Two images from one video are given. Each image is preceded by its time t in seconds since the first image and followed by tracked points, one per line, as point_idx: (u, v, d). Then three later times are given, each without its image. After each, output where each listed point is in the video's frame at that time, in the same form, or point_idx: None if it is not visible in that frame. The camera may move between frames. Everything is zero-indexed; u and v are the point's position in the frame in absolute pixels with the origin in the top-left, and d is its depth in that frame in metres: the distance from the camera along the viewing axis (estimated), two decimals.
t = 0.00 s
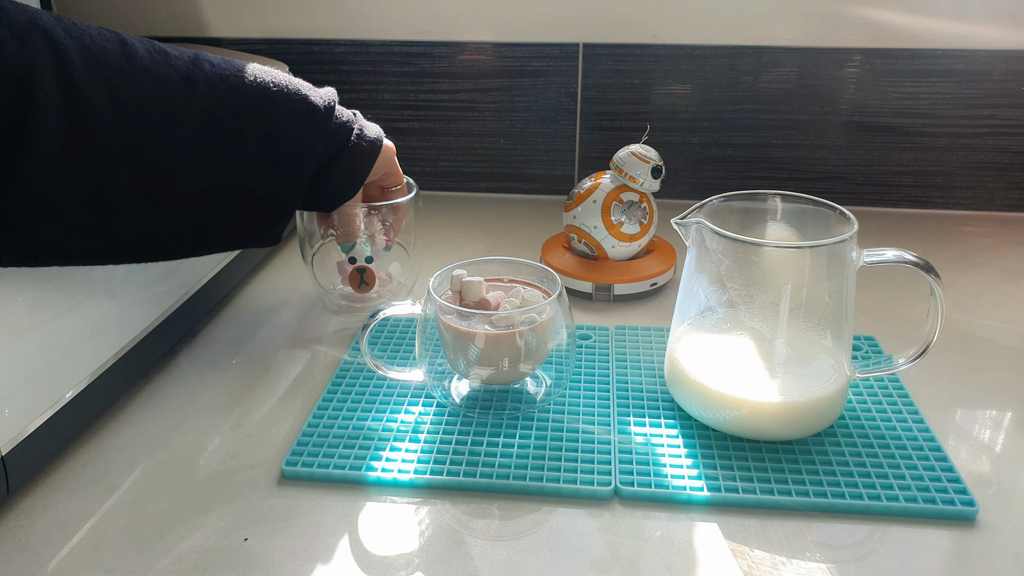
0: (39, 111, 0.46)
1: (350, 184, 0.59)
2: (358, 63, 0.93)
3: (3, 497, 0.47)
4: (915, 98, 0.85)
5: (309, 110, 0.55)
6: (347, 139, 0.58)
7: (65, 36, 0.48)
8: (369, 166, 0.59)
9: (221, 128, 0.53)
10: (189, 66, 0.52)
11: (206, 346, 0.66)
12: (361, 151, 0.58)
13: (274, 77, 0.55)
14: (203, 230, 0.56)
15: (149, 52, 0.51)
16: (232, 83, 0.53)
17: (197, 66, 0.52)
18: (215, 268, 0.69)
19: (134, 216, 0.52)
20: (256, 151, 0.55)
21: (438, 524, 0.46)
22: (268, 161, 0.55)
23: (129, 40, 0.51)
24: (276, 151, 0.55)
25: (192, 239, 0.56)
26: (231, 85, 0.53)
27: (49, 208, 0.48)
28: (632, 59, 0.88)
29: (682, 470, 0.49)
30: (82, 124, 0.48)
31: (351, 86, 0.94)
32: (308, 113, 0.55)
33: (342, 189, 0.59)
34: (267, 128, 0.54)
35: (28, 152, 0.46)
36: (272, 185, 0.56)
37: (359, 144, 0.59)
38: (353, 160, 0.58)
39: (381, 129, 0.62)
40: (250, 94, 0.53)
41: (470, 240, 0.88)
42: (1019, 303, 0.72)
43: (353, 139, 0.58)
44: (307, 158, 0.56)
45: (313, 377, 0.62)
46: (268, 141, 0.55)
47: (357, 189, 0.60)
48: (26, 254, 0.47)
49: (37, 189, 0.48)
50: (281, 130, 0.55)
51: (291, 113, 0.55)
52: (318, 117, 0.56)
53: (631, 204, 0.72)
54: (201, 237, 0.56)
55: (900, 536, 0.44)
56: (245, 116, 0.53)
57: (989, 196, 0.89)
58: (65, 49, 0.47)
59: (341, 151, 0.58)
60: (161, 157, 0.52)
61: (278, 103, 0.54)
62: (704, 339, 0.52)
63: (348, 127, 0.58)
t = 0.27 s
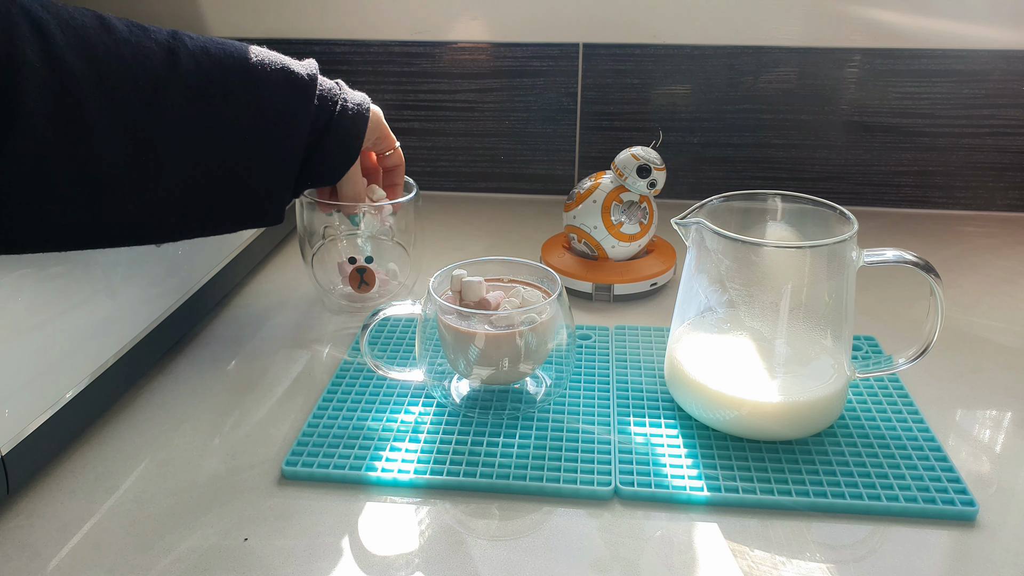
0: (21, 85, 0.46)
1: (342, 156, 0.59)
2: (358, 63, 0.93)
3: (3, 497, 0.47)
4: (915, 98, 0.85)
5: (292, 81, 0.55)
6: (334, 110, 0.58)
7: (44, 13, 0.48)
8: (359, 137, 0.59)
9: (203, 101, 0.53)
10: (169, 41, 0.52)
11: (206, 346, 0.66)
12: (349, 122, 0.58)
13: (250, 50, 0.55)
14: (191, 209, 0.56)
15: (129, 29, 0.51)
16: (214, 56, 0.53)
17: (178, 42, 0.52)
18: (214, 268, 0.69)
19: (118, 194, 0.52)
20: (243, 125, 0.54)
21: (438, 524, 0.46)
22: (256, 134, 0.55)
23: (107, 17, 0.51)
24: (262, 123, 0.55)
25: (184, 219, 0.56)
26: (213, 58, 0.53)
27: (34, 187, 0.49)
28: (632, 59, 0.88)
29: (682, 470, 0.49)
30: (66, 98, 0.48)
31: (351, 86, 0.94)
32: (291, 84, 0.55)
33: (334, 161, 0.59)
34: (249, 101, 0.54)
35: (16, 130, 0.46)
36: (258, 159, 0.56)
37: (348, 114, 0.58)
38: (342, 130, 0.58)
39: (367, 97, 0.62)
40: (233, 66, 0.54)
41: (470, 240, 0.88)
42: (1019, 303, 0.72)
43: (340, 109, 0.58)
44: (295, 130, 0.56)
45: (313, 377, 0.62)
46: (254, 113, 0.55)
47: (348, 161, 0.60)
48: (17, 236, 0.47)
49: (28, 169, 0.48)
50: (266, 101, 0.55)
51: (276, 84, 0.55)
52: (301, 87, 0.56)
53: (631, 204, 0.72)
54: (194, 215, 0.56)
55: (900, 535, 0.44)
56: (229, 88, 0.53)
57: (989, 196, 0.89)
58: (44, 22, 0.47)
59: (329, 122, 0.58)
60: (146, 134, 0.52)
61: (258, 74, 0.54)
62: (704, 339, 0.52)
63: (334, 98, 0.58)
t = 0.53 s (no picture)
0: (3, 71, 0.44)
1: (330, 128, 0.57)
2: (358, 64, 0.93)
3: (3, 497, 0.47)
4: (915, 98, 0.85)
5: (269, 53, 0.54)
6: (316, 80, 0.56)
7: None
8: (348, 106, 0.57)
9: (182, 82, 0.52)
10: (143, 23, 0.51)
11: (206, 346, 0.66)
12: (335, 93, 0.56)
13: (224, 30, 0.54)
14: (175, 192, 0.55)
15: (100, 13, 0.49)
16: (190, 37, 0.52)
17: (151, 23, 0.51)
18: (214, 269, 0.69)
19: (103, 182, 0.50)
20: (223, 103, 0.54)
21: (439, 524, 0.46)
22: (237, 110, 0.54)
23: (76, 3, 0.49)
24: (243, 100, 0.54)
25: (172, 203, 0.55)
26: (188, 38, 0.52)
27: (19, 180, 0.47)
28: (632, 59, 0.88)
29: (682, 470, 0.49)
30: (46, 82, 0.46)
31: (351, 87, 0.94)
32: (270, 58, 0.54)
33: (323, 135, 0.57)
34: (231, 80, 0.53)
35: None
36: (242, 136, 0.55)
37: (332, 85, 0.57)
38: (328, 101, 0.56)
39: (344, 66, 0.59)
40: (210, 46, 0.53)
41: (471, 240, 0.88)
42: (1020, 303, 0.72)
43: (322, 79, 0.56)
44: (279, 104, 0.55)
45: (313, 377, 0.62)
46: (233, 90, 0.53)
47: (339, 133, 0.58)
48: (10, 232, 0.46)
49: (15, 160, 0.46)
50: (245, 78, 0.54)
51: (254, 59, 0.54)
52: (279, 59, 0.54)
53: (631, 204, 0.72)
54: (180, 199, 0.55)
55: (900, 535, 0.44)
56: (206, 67, 0.52)
57: (989, 196, 0.89)
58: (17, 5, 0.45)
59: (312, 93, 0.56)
60: (129, 118, 0.50)
61: (237, 53, 0.53)
62: (704, 339, 0.52)
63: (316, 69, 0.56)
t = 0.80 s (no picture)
0: None
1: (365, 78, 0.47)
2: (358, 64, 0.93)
3: (3, 497, 0.47)
4: (915, 98, 0.85)
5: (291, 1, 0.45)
6: (349, 21, 0.45)
7: None
8: (387, 49, 0.46)
9: (189, 40, 0.43)
10: None
11: (206, 347, 0.66)
12: (371, 35, 0.46)
13: None
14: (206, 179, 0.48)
15: None
16: None
17: None
18: (214, 269, 0.69)
19: (120, 174, 0.44)
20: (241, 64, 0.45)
21: (439, 524, 0.46)
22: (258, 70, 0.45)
23: None
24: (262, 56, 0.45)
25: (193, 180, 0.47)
26: None
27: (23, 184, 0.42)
28: (632, 59, 0.88)
29: (682, 470, 0.49)
30: (27, 67, 0.39)
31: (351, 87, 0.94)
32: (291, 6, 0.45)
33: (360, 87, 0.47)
34: (250, 40, 0.44)
35: None
36: (271, 98, 0.46)
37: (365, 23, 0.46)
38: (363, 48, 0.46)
39: None
40: None
41: (470, 240, 0.88)
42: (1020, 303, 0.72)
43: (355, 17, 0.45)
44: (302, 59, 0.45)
45: (313, 377, 0.62)
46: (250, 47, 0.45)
47: (378, 90, 0.47)
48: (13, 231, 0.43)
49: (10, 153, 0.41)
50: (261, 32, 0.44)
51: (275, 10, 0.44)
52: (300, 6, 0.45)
53: (631, 204, 0.72)
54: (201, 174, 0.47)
55: (900, 535, 0.44)
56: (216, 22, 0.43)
57: (989, 196, 0.89)
58: None
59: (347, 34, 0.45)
60: (131, 96, 0.42)
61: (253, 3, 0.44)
62: (704, 339, 0.52)
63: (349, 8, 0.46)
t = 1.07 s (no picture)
0: None
1: (428, 151, 0.41)
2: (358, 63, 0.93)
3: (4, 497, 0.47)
4: (915, 98, 0.85)
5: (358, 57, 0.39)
6: (422, 87, 0.40)
7: None
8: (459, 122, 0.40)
9: (239, 97, 0.38)
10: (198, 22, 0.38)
11: (206, 347, 0.66)
12: (443, 103, 0.40)
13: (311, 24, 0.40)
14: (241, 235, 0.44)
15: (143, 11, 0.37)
16: (259, 36, 0.38)
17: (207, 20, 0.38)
18: (213, 270, 0.69)
19: (147, 228, 0.40)
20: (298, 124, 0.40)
21: (439, 524, 0.46)
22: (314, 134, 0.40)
23: None
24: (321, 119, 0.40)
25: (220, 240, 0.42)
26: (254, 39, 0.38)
27: (42, 234, 0.38)
28: (632, 59, 0.88)
29: (682, 470, 0.49)
30: (49, 108, 0.35)
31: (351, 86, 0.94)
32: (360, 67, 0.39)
33: (422, 164, 0.41)
34: (312, 95, 0.40)
35: None
36: (327, 165, 0.41)
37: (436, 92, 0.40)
38: (433, 116, 0.40)
39: (476, 71, 0.43)
40: (277, 44, 0.38)
41: (470, 239, 0.88)
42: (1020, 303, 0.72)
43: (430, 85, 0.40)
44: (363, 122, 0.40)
45: (313, 377, 0.62)
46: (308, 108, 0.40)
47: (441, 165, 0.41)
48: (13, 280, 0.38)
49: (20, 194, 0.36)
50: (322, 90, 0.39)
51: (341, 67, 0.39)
52: (371, 69, 0.40)
53: (631, 204, 0.72)
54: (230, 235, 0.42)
55: (900, 535, 0.44)
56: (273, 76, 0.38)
57: (989, 196, 0.89)
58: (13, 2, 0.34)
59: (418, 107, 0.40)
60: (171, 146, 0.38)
61: (317, 57, 0.39)
62: (704, 339, 0.52)
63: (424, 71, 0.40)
